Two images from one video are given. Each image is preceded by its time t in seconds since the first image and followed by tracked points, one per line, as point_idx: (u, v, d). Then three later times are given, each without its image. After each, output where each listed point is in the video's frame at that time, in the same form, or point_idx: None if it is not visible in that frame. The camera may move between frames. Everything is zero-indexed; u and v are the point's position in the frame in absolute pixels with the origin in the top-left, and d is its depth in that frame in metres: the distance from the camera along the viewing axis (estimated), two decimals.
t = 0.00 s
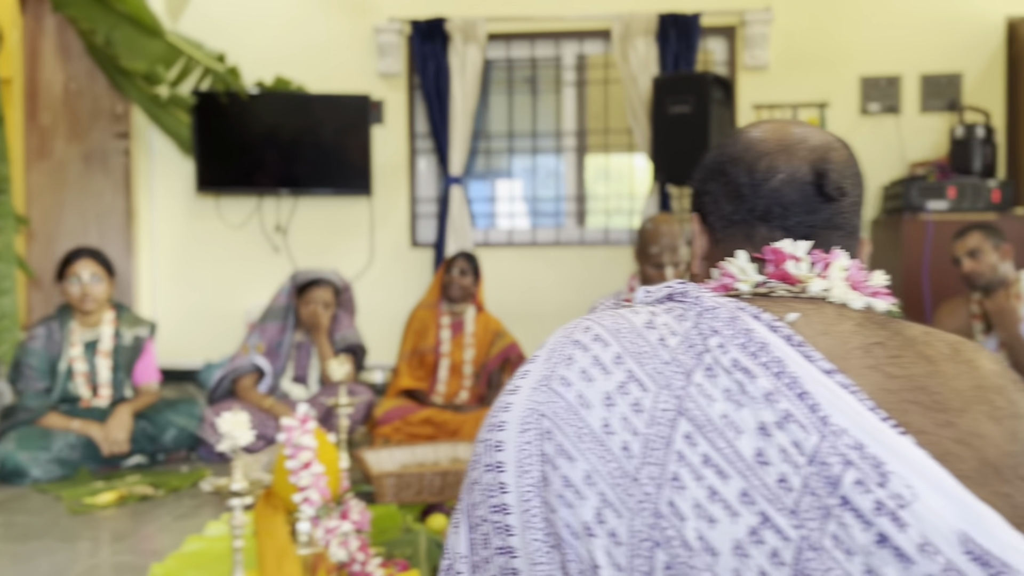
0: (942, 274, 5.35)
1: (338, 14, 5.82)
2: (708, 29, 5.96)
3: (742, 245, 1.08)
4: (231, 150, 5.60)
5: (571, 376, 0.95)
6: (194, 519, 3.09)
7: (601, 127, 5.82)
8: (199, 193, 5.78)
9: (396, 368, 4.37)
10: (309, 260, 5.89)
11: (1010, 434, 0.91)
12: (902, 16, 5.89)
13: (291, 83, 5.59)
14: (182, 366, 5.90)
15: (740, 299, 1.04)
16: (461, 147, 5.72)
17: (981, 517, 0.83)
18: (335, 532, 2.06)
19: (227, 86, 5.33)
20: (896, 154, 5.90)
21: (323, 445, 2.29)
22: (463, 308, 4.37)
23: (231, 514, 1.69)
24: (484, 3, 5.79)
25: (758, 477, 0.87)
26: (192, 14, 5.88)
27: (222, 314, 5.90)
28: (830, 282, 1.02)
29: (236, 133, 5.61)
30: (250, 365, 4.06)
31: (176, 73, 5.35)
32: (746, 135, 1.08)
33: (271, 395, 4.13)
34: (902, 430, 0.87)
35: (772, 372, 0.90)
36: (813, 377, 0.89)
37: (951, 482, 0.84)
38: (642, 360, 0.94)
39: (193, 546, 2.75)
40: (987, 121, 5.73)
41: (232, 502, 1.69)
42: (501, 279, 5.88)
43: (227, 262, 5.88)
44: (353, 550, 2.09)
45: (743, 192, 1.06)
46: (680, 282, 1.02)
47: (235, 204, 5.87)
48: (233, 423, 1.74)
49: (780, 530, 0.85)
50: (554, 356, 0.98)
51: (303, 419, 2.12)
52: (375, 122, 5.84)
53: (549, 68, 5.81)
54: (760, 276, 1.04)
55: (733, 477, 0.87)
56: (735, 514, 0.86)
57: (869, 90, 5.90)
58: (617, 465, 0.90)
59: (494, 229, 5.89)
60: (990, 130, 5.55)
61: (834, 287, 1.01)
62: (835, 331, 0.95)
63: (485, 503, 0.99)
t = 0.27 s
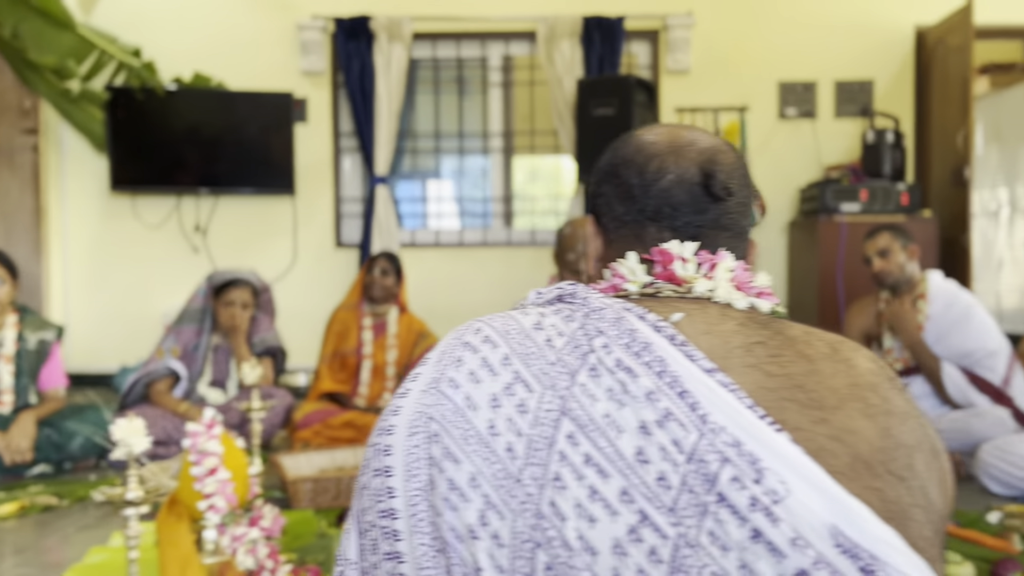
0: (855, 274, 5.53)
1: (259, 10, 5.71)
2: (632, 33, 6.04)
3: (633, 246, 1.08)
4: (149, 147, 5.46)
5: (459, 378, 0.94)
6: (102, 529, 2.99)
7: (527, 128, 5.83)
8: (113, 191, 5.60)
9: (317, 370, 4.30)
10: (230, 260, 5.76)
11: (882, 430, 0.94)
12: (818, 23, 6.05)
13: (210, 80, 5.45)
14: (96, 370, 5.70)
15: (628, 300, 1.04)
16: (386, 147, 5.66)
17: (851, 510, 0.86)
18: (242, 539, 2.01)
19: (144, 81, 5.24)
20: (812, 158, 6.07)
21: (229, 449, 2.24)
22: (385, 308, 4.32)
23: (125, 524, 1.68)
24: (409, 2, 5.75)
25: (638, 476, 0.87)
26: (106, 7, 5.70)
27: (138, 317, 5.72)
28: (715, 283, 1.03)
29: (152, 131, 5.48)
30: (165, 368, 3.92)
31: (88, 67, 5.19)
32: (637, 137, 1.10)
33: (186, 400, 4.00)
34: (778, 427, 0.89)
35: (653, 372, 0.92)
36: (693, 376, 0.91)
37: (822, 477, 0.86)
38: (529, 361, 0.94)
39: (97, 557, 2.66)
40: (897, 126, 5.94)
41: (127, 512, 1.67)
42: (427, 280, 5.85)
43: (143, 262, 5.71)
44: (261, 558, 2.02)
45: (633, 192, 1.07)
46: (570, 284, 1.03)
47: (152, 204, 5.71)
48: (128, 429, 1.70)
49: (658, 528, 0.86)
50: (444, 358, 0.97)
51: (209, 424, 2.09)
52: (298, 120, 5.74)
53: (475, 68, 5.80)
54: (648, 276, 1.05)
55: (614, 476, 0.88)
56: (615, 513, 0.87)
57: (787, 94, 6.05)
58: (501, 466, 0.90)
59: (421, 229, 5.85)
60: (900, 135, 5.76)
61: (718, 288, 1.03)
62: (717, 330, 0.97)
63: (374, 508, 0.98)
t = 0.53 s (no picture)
0: (782, 275, 5.67)
1: (186, 5, 5.57)
2: (566, 35, 6.07)
3: (533, 247, 1.08)
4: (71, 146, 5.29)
5: (353, 384, 0.92)
6: (11, 542, 2.87)
7: (462, 129, 5.81)
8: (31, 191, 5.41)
9: (244, 375, 4.23)
10: (156, 262, 5.60)
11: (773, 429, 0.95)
12: (747, 28, 6.17)
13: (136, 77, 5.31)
14: (14, 377, 5.50)
15: (527, 302, 1.03)
16: (319, 146, 5.58)
17: (739, 510, 0.86)
18: (154, 550, 2.02)
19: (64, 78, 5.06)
20: (741, 160, 6.19)
21: (142, 458, 2.13)
22: (315, 312, 4.27)
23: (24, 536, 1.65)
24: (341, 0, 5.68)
25: (529, 480, 0.87)
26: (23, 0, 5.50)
27: (58, 321, 5.53)
28: (613, 285, 1.03)
29: (73, 129, 5.31)
30: (83, 375, 3.81)
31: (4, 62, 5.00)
32: (538, 139, 1.09)
33: (105, 406, 3.87)
34: (670, 428, 0.90)
35: (547, 374, 0.91)
36: (587, 378, 0.91)
37: (711, 476, 0.86)
38: (422, 365, 0.92)
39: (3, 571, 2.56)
40: (821, 130, 6.10)
41: (25, 524, 1.64)
42: (361, 281, 5.79)
43: (64, 265, 5.52)
44: (174, 567, 2.05)
45: (534, 194, 1.07)
46: (468, 287, 1.02)
47: (73, 204, 5.52)
48: (26, 439, 1.64)
49: (548, 532, 0.86)
50: (338, 364, 0.95)
51: (120, 431, 2.00)
52: (228, 119, 5.62)
53: (409, 68, 5.75)
54: (547, 278, 1.05)
55: (505, 480, 0.87)
56: (506, 517, 0.87)
57: (718, 98, 6.15)
58: (392, 473, 0.89)
59: (354, 230, 5.79)
60: (825, 139, 5.91)
61: (616, 289, 1.03)
62: (612, 332, 0.97)
63: (266, 519, 0.95)
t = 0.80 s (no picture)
0: (721, 274, 5.76)
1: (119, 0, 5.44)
2: (508, 35, 6.07)
3: (447, 246, 1.08)
4: None
5: (258, 387, 0.91)
6: None
7: (405, 128, 5.76)
8: None
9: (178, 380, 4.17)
10: (88, 263, 5.45)
11: (683, 425, 0.97)
12: (688, 30, 6.24)
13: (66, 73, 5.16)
14: None
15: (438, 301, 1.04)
16: (258, 145, 5.49)
17: (645, 505, 0.87)
18: (73, 559, 1.90)
19: None
20: (682, 161, 6.26)
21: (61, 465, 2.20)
22: (251, 315, 4.19)
23: None
24: None
25: (435, 481, 0.87)
26: None
27: None
28: (525, 283, 1.03)
29: None
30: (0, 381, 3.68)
31: None
32: (452, 138, 1.09)
33: (29, 413, 3.80)
34: (580, 425, 0.90)
35: (456, 374, 0.90)
36: (496, 376, 0.90)
37: (618, 472, 0.86)
38: (328, 367, 0.91)
39: None
40: (759, 132, 6.21)
41: None
42: (301, 282, 5.70)
43: None
44: None
45: (448, 192, 1.06)
46: (379, 286, 1.00)
47: None
48: None
49: (453, 532, 0.86)
50: (243, 366, 0.93)
51: (36, 438, 1.93)
52: (163, 117, 5.50)
53: (350, 66, 5.68)
54: (460, 277, 1.05)
55: (410, 482, 0.87)
56: (410, 519, 0.86)
57: (659, 99, 6.22)
58: (295, 477, 0.87)
59: (295, 230, 5.71)
60: (762, 140, 6.02)
61: (528, 287, 1.03)
62: (523, 330, 0.98)
63: (170, 526, 0.93)
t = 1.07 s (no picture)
0: (668, 272, 5.82)
1: None
2: (457, 33, 6.05)
3: (370, 245, 1.07)
4: None
5: (170, 390, 0.89)
6: None
7: (352, 127, 5.70)
8: None
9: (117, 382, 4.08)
10: (23, 263, 5.31)
11: (604, 422, 0.98)
12: (635, 30, 6.29)
13: None
14: None
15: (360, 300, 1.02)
16: (201, 143, 5.38)
17: (564, 503, 0.87)
18: None
19: None
20: (630, 160, 6.31)
21: None
22: (193, 315, 4.12)
23: None
24: None
25: (350, 483, 0.86)
26: None
27: None
28: (449, 281, 1.02)
29: None
30: None
31: None
32: (376, 135, 1.09)
33: None
34: (500, 424, 0.90)
35: (374, 373, 0.89)
36: (415, 375, 0.89)
37: (537, 470, 0.87)
38: (243, 369, 0.90)
39: None
40: (705, 132, 6.28)
41: None
42: (246, 282, 5.62)
43: None
44: None
45: (370, 190, 1.06)
46: (298, 286, 0.99)
47: None
48: None
49: (369, 533, 0.86)
50: (156, 369, 0.90)
51: None
52: (102, 113, 5.36)
53: (296, 63, 5.60)
54: (383, 276, 1.04)
55: (325, 484, 0.86)
56: (325, 521, 0.86)
57: (607, 99, 6.26)
58: (207, 482, 0.86)
59: (240, 229, 5.61)
60: (708, 140, 6.09)
61: (451, 285, 1.02)
62: (445, 329, 0.97)
63: (79, 534, 0.89)
